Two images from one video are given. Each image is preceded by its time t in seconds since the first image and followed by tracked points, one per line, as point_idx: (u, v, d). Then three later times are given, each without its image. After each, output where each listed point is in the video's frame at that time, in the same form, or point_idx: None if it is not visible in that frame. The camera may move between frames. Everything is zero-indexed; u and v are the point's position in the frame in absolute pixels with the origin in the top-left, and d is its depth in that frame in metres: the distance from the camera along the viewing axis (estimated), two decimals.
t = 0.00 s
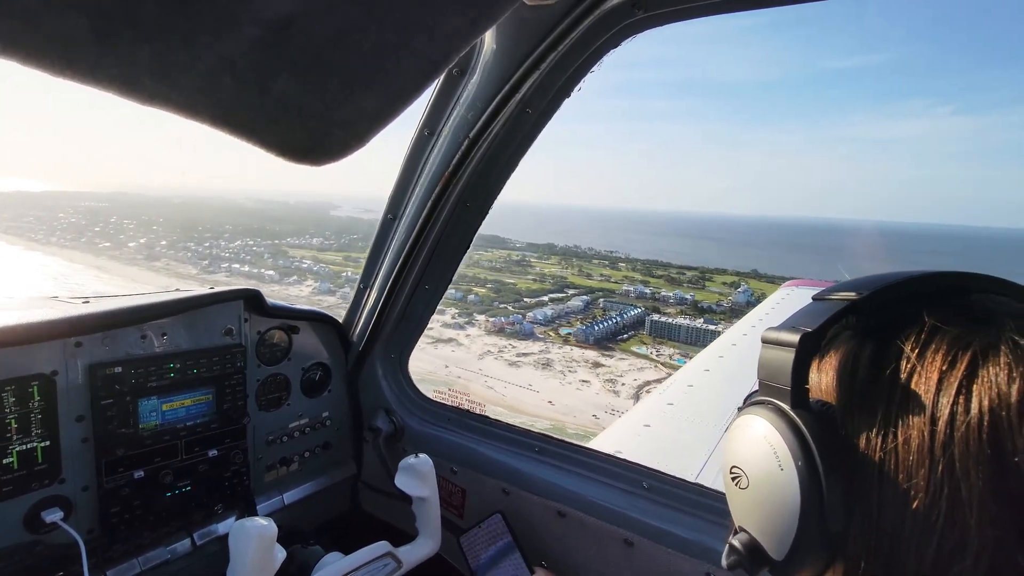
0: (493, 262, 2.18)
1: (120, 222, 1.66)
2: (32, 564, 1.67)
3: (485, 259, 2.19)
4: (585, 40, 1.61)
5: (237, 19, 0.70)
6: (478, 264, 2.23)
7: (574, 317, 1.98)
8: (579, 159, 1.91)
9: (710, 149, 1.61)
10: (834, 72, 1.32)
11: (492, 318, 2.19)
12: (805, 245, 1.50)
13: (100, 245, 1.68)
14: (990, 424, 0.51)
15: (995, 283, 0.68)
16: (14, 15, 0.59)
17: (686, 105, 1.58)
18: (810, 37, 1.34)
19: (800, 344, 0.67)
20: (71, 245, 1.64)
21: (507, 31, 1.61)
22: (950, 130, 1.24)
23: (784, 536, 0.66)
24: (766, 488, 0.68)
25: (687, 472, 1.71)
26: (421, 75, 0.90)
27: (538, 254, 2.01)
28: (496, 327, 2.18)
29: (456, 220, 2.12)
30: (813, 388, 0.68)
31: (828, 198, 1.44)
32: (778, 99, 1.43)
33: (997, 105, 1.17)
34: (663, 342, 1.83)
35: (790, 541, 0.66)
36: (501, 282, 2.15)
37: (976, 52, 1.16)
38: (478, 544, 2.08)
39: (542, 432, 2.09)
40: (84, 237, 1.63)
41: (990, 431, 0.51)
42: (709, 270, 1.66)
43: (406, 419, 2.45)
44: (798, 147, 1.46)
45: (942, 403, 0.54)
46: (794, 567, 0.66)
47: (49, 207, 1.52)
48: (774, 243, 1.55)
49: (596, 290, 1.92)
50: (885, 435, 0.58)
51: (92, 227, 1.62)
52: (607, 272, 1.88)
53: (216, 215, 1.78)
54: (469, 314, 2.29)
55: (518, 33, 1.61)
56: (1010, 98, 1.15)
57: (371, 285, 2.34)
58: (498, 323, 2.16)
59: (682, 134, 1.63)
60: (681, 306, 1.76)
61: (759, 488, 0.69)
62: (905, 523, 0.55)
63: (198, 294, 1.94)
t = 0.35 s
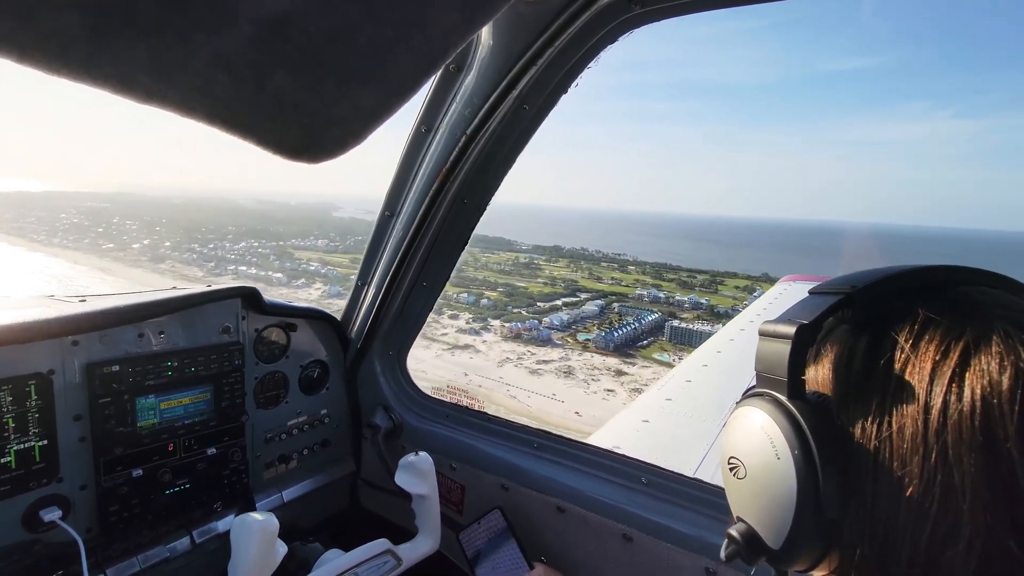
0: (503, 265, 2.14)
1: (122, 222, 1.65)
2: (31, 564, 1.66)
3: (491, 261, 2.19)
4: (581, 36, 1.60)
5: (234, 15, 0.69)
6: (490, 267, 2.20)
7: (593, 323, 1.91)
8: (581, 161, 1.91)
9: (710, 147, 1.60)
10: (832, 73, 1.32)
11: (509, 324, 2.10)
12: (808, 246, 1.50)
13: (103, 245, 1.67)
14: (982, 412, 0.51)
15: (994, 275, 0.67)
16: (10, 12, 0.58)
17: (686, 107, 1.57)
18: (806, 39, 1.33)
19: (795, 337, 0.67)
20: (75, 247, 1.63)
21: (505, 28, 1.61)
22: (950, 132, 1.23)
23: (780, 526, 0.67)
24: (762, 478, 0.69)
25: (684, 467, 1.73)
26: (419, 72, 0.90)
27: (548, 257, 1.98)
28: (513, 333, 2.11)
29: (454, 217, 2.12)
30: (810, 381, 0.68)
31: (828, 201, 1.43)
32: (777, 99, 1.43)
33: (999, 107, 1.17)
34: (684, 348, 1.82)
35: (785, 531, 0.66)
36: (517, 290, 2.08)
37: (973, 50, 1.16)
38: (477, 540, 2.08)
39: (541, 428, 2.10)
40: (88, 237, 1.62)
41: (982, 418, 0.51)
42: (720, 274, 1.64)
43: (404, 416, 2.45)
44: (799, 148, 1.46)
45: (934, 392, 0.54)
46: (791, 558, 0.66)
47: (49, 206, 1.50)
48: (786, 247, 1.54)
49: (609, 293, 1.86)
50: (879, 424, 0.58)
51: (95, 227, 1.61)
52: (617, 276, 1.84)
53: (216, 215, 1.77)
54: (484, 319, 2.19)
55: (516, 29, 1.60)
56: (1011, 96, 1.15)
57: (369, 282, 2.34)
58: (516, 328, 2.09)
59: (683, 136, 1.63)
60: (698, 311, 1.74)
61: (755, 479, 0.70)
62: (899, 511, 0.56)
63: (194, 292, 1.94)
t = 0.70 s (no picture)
0: (514, 269, 2.06)
1: (125, 223, 1.63)
2: (30, 564, 1.67)
3: (500, 265, 2.13)
4: (581, 33, 1.59)
5: (231, 14, 0.69)
6: (498, 271, 2.14)
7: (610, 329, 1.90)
8: (581, 163, 1.89)
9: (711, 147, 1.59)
10: (833, 75, 1.32)
11: (526, 330, 2.08)
12: (807, 248, 1.50)
13: (107, 249, 1.67)
14: (983, 411, 0.51)
15: (993, 274, 0.67)
16: (5, 11, 0.58)
17: (685, 109, 1.57)
18: (807, 42, 1.33)
19: (795, 336, 0.67)
20: (78, 250, 1.62)
21: (504, 28, 1.60)
22: (950, 134, 1.24)
23: (779, 526, 0.67)
24: (762, 479, 0.69)
25: (683, 466, 1.73)
26: (418, 70, 0.89)
27: (556, 260, 1.95)
28: (531, 340, 2.09)
29: (453, 216, 2.11)
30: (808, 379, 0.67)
31: (827, 203, 1.43)
32: (779, 100, 1.42)
33: (999, 110, 1.17)
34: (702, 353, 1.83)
35: (785, 531, 0.66)
36: (534, 296, 2.02)
37: (970, 51, 1.16)
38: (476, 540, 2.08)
39: (540, 427, 2.10)
40: (92, 238, 1.61)
41: (983, 417, 0.51)
42: (733, 278, 1.65)
43: (403, 416, 2.45)
44: (800, 151, 1.46)
45: (935, 392, 0.54)
46: (790, 558, 0.66)
47: (54, 206, 1.49)
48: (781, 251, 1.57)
49: (623, 298, 1.86)
50: (880, 425, 0.58)
51: (98, 228, 1.60)
52: (628, 280, 1.84)
53: (217, 217, 1.77)
54: (499, 324, 2.15)
55: (514, 29, 1.59)
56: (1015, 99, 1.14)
57: (367, 281, 2.33)
58: (534, 335, 2.07)
59: (683, 139, 1.62)
60: (713, 315, 1.75)
61: (755, 478, 0.70)
62: (899, 510, 0.56)
63: (191, 292, 1.93)
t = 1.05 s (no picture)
0: (521, 274, 2.06)
1: (128, 225, 1.63)
2: (26, 562, 1.65)
3: (508, 269, 2.10)
4: (580, 31, 1.59)
5: (230, 11, 0.69)
6: (508, 275, 2.11)
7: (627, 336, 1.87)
8: (584, 166, 1.89)
9: (714, 150, 1.58)
10: (833, 80, 1.32)
11: (544, 337, 2.06)
12: (807, 250, 1.50)
13: (113, 250, 1.65)
14: (980, 408, 0.52)
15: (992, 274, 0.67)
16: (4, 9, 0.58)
17: (685, 112, 1.57)
18: (807, 45, 1.32)
19: (792, 335, 0.67)
20: (82, 252, 1.60)
21: (504, 26, 1.59)
22: (949, 138, 1.24)
23: (779, 522, 0.67)
24: (762, 475, 0.69)
25: (682, 463, 1.73)
26: (417, 68, 0.89)
27: (565, 265, 1.95)
28: (550, 348, 2.06)
29: (452, 213, 2.11)
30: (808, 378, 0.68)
31: (826, 205, 1.43)
32: (782, 104, 1.42)
33: (1001, 114, 1.17)
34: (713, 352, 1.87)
35: (785, 526, 0.66)
36: (546, 301, 2.00)
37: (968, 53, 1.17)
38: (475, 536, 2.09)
39: (540, 424, 2.10)
40: (95, 241, 1.60)
41: (979, 414, 0.52)
42: (743, 283, 1.64)
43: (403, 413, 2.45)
44: (801, 155, 1.46)
45: (932, 390, 0.54)
46: (789, 555, 0.66)
47: (60, 207, 1.49)
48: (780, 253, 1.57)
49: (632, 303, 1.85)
50: (878, 422, 0.58)
51: (102, 230, 1.59)
52: (638, 284, 1.82)
53: (220, 218, 1.79)
54: (516, 332, 2.13)
55: (515, 27, 1.59)
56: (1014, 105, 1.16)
57: (366, 279, 2.33)
58: (551, 343, 2.04)
59: (685, 143, 1.62)
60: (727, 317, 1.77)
61: (755, 475, 0.70)
62: (896, 506, 0.57)
63: (189, 289, 1.93)
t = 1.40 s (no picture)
0: (529, 278, 2.04)
1: (130, 227, 1.67)
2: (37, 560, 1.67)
3: (516, 273, 2.07)
4: (579, 31, 1.60)
5: (230, 11, 0.69)
6: (515, 279, 2.08)
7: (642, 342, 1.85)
8: (585, 170, 1.89)
9: (716, 154, 1.58)
10: (832, 84, 1.32)
11: (561, 345, 2.03)
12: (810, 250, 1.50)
13: (114, 252, 1.71)
14: (983, 404, 0.51)
15: (988, 269, 0.68)
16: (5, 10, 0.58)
17: (685, 116, 1.56)
18: (809, 48, 1.31)
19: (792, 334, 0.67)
20: (83, 253, 1.65)
21: (504, 26, 1.59)
22: (948, 144, 1.23)
23: (784, 520, 0.66)
24: (766, 474, 0.68)
25: (687, 461, 1.73)
26: (417, 67, 0.89)
27: (573, 268, 1.95)
28: (568, 355, 2.02)
29: (453, 212, 2.11)
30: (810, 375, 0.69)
31: (828, 204, 1.43)
32: (781, 107, 1.41)
33: (998, 117, 1.16)
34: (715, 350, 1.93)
35: (790, 524, 0.65)
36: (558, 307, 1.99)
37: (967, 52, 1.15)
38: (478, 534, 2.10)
39: (543, 422, 2.11)
40: (98, 240, 1.65)
41: (984, 410, 0.51)
42: (751, 287, 1.66)
43: (407, 413, 2.45)
44: (802, 157, 1.45)
45: (935, 386, 0.55)
46: (793, 553, 0.65)
47: (59, 208, 1.53)
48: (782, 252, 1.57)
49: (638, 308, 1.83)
50: (881, 418, 0.59)
51: (103, 231, 1.64)
52: (644, 288, 1.81)
53: (223, 220, 1.84)
54: (530, 338, 2.11)
55: (516, 26, 1.59)
56: (1008, 102, 1.14)
57: (369, 279, 2.34)
58: (569, 350, 2.01)
59: (686, 147, 1.62)
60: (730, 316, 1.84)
61: (757, 473, 0.69)
62: (900, 502, 0.57)
63: (195, 289, 1.93)
